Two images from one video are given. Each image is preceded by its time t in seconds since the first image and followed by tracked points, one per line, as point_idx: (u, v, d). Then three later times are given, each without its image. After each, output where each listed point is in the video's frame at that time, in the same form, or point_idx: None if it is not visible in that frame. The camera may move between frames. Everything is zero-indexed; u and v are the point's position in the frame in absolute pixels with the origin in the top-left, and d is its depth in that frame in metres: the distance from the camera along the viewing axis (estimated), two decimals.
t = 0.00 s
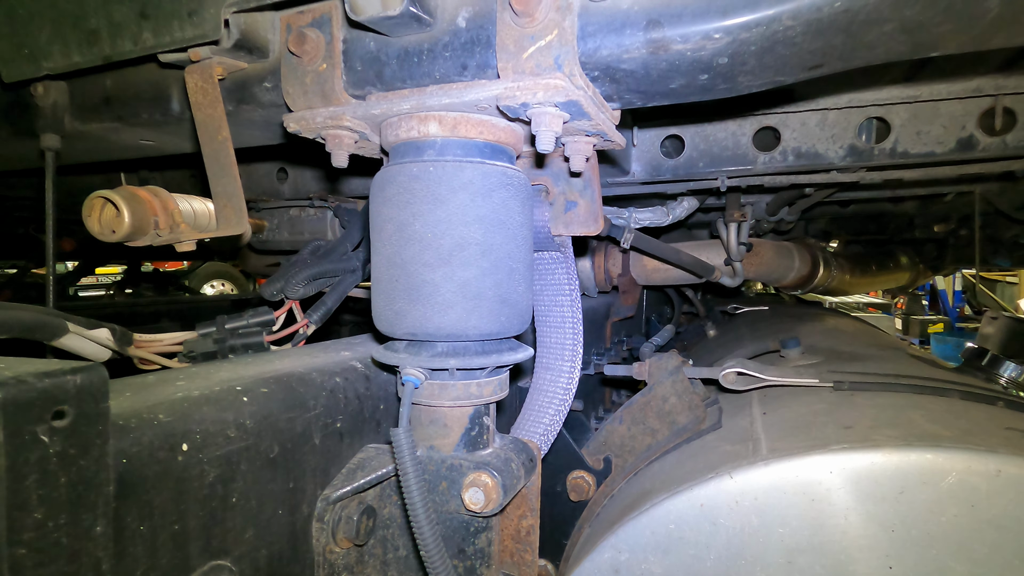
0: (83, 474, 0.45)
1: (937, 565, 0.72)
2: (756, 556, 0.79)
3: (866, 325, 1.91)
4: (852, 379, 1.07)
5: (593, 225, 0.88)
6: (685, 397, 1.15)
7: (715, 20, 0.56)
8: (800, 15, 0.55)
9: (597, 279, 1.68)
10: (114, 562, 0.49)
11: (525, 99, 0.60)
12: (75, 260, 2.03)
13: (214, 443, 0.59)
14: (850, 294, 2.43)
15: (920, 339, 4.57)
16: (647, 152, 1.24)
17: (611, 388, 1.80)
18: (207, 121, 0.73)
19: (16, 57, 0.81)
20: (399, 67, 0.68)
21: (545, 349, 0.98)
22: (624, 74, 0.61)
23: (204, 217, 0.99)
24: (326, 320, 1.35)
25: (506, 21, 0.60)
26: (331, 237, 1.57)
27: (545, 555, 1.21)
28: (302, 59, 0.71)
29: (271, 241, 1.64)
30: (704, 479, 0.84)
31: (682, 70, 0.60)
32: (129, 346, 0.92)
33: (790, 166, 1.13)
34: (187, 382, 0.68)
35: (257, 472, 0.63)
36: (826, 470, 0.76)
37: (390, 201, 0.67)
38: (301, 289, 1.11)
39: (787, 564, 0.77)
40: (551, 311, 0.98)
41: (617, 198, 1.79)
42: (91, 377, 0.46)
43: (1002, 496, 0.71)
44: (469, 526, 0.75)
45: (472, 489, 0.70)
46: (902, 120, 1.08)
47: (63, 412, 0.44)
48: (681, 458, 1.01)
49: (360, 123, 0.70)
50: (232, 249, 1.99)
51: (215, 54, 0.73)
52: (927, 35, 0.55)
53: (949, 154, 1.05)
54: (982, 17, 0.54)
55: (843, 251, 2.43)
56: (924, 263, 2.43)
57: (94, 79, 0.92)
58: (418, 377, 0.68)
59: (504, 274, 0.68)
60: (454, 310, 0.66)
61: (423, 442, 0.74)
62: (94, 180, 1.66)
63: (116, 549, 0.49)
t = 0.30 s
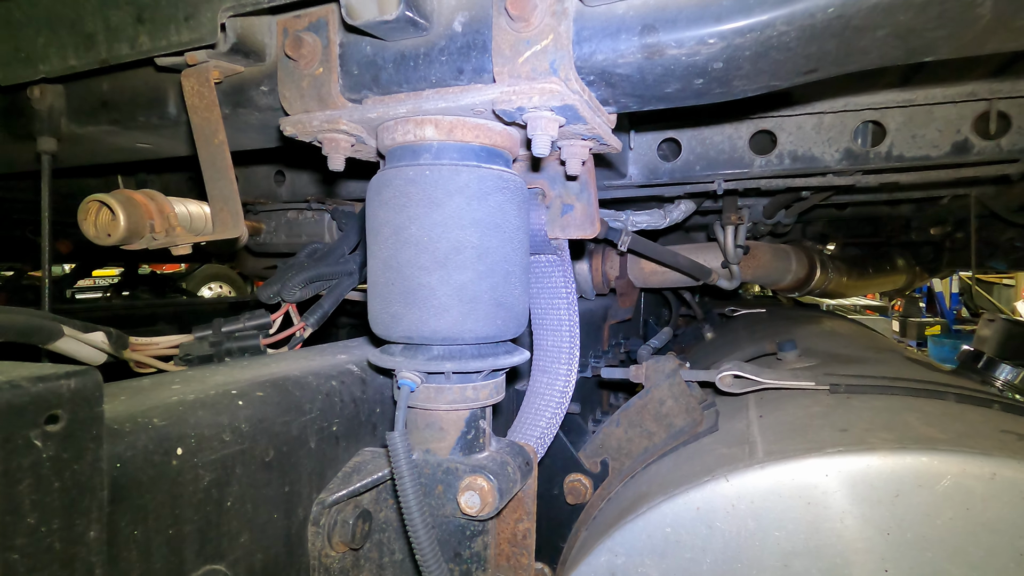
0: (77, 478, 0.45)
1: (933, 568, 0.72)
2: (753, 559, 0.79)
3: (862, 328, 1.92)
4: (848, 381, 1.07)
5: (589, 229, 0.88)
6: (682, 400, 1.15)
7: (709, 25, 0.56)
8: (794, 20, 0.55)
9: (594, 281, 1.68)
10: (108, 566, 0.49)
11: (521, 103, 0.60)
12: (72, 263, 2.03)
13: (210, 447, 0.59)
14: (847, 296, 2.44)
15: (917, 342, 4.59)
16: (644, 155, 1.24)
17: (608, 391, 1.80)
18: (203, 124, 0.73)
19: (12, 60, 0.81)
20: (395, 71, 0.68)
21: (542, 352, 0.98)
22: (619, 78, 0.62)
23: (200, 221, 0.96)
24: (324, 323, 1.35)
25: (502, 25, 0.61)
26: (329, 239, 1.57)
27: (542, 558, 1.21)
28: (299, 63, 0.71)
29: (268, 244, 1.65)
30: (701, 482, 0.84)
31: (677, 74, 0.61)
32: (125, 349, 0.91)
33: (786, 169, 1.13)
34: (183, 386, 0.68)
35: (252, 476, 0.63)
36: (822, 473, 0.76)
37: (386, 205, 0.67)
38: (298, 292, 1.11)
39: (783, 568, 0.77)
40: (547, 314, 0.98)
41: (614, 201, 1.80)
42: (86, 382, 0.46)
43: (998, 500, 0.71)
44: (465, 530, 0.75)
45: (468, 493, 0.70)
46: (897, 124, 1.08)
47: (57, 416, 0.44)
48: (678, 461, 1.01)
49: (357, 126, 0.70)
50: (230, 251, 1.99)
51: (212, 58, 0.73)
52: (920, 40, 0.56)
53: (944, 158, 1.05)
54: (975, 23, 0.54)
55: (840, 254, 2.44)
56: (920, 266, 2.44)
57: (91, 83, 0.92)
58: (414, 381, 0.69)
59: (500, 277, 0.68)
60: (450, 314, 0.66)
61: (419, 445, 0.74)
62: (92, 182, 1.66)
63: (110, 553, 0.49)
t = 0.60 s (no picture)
0: (72, 484, 0.45)
1: (926, 571, 0.73)
2: (747, 562, 0.79)
3: (859, 330, 1.92)
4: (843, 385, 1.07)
5: (585, 232, 0.90)
6: (678, 403, 1.16)
7: (702, 32, 0.56)
8: (785, 28, 0.55)
9: (591, 284, 1.69)
10: (103, 571, 0.49)
11: (515, 109, 0.60)
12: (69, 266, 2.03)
13: (205, 452, 0.59)
14: (843, 299, 2.44)
15: (914, 344, 4.61)
16: (640, 159, 1.25)
17: (605, 394, 1.80)
18: (200, 129, 0.73)
19: (9, 65, 0.82)
20: (391, 77, 0.68)
21: (538, 356, 0.98)
22: (613, 84, 0.62)
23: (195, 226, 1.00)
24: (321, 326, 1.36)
25: (497, 32, 0.61)
26: (326, 243, 1.60)
27: (538, 561, 1.21)
28: (294, 68, 0.71)
29: (266, 247, 1.66)
30: (696, 485, 0.85)
31: (670, 81, 0.61)
32: (121, 354, 0.92)
33: (781, 173, 1.14)
34: (178, 391, 0.68)
35: (247, 480, 0.63)
36: (817, 476, 0.77)
37: (382, 210, 0.67)
38: (295, 295, 1.11)
39: (778, 571, 0.78)
40: (543, 317, 0.99)
41: (611, 205, 1.80)
42: (81, 388, 0.46)
43: (990, 503, 0.71)
44: (461, 534, 0.75)
45: (463, 496, 0.70)
46: (891, 128, 1.09)
47: (51, 422, 0.44)
48: (674, 464, 1.01)
49: (353, 132, 0.71)
50: (227, 255, 1.99)
51: (208, 63, 0.74)
52: (910, 47, 0.56)
53: (938, 162, 1.06)
54: (964, 31, 0.54)
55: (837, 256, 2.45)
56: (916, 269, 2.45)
57: (88, 87, 0.92)
58: (410, 385, 0.69)
59: (495, 282, 0.68)
60: (446, 318, 0.66)
61: (415, 449, 0.74)
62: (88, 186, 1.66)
63: (104, 558, 0.49)
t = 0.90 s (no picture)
0: (75, 487, 0.45)
1: (923, 573, 0.73)
2: (745, 564, 0.80)
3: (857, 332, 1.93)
4: (842, 387, 1.08)
5: (584, 235, 0.90)
6: (677, 404, 1.16)
7: (700, 39, 0.57)
8: (782, 34, 0.55)
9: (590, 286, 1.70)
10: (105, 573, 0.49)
11: (515, 114, 0.61)
12: (69, 268, 2.03)
13: (206, 455, 0.59)
14: (842, 301, 2.45)
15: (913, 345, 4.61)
16: (639, 162, 1.25)
17: (604, 396, 1.81)
18: (202, 134, 0.73)
19: (12, 70, 0.82)
20: (391, 82, 0.69)
21: (537, 358, 0.98)
22: (612, 90, 0.63)
23: (197, 230, 1.00)
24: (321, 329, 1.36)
25: (496, 38, 0.62)
26: (326, 245, 1.61)
27: (538, 563, 1.21)
28: (296, 73, 0.72)
29: (265, 249, 1.67)
30: (695, 488, 0.85)
31: (668, 86, 0.62)
32: (122, 356, 0.91)
33: (780, 176, 1.14)
34: (180, 393, 0.68)
35: (249, 483, 0.63)
36: (815, 478, 0.77)
37: (382, 214, 0.68)
38: (295, 298, 1.11)
39: (775, 573, 0.78)
40: (543, 320, 0.99)
41: (611, 207, 1.81)
42: (84, 392, 0.46)
43: (986, 506, 0.72)
44: (460, 536, 0.75)
45: (463, 499, 0.70)
46: (889, 132, 1.10)
47: (55, 426, 0.44)
48: (673, 466, 1.02)
49: (353, 136, 0.71)
50: (227, 257, 1.99)
51: (210, 68, 0.74)
52: (906, 54, 0.56)
53: (935, 166, 1.07)
54: (959, 38, 0.55)
55: (836, 258, 2.45)
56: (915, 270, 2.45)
57: (89, 91, 0.93)
58: (410, 388, 0.70)
59: (495, 285, 0.69)
60: (446, 321, 0.66)
61: (415, 451, 0.75)
62: (89, 188, 1.66)
63: (107, 561, 0.49)
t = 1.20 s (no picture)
0: (71, 490, 0.45)
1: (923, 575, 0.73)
2: (745, 566, 0.79)
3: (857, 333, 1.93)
4: (841, 388, 1.08)
5: (584, 236, 0.90)
6: (677, 406, 1.16)
7: (700, 39, 0.57)
8: (782, 35, 0.55)
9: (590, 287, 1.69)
10: None
11: (514, 115, 0.61)
12: (67, 269, 2.03)
13: (204, 457, 0.59)
14: (841, 302, 2.45)
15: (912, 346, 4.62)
16: (639, 163, 1.25)
17: (603, 397, 1.80)
18: (200, 134, 0.73)
19: (9, 70, 0.82)
20: (390, 82, 0.69)
21: (537, 359, 0.98)
22: (612, 90, 0.62)
23: (195, 230, 1.00)
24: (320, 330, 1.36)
25: (496, 38, 0.62)
26: (324, 246, 1.60)
27: (537, 564, 1.21)
28: (294, 74, 0.71)
29: (264, 250, 1.66)
30: (695, 489, 0.85)
31: (668, 87, 0.61)
32: (119, 358, 0.90)
33: (779, 177, 1.14)
34: (178, 395, 0.68)
35: (247, 485, 0.63)
36: (815, 480, 0.77)
37: (381, 215, 0.68)
38: (294, 299, 1.11)
39: (776, 575, 0.78)
40: (542, 321, 0.99)
41: (610, 208, 1.81)
42: (81, 394, 0.46)
43: (987, 507, 0.72)
44: (459, 538, 0.75)
45: (462, 501, 0.70)
46: (888, 133, 1.10)
47: (51, 428, 0.44)
48: (673, 468, 1.01)
49: (352, 136, 0.71)
50: (225, 258, 1.99)
51: (208, 68, 0.74)
52: (906, 54, 0.56)
53: (935, 166, 1.07)
54: (960, 38, 0.55)
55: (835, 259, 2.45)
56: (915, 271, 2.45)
57: (87, 92, 0.92)
58: (409, 390, 0.69)
59: (494, 286, 0.68)
60: (445, 323, 0.66)
61: (414, 453, 0.74)
62: (87, 189, 1.66)
63: (104, 564, 0.49)
